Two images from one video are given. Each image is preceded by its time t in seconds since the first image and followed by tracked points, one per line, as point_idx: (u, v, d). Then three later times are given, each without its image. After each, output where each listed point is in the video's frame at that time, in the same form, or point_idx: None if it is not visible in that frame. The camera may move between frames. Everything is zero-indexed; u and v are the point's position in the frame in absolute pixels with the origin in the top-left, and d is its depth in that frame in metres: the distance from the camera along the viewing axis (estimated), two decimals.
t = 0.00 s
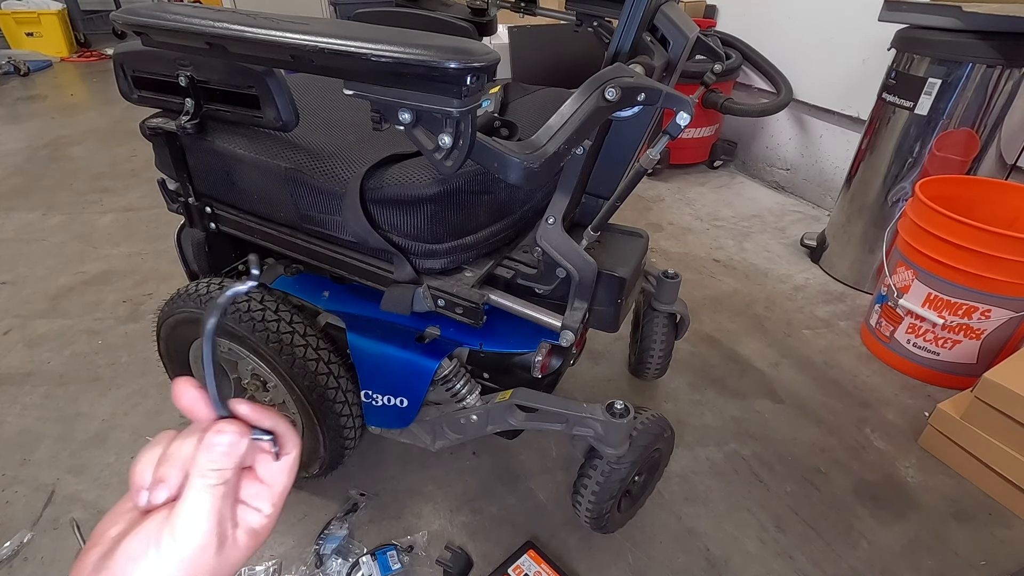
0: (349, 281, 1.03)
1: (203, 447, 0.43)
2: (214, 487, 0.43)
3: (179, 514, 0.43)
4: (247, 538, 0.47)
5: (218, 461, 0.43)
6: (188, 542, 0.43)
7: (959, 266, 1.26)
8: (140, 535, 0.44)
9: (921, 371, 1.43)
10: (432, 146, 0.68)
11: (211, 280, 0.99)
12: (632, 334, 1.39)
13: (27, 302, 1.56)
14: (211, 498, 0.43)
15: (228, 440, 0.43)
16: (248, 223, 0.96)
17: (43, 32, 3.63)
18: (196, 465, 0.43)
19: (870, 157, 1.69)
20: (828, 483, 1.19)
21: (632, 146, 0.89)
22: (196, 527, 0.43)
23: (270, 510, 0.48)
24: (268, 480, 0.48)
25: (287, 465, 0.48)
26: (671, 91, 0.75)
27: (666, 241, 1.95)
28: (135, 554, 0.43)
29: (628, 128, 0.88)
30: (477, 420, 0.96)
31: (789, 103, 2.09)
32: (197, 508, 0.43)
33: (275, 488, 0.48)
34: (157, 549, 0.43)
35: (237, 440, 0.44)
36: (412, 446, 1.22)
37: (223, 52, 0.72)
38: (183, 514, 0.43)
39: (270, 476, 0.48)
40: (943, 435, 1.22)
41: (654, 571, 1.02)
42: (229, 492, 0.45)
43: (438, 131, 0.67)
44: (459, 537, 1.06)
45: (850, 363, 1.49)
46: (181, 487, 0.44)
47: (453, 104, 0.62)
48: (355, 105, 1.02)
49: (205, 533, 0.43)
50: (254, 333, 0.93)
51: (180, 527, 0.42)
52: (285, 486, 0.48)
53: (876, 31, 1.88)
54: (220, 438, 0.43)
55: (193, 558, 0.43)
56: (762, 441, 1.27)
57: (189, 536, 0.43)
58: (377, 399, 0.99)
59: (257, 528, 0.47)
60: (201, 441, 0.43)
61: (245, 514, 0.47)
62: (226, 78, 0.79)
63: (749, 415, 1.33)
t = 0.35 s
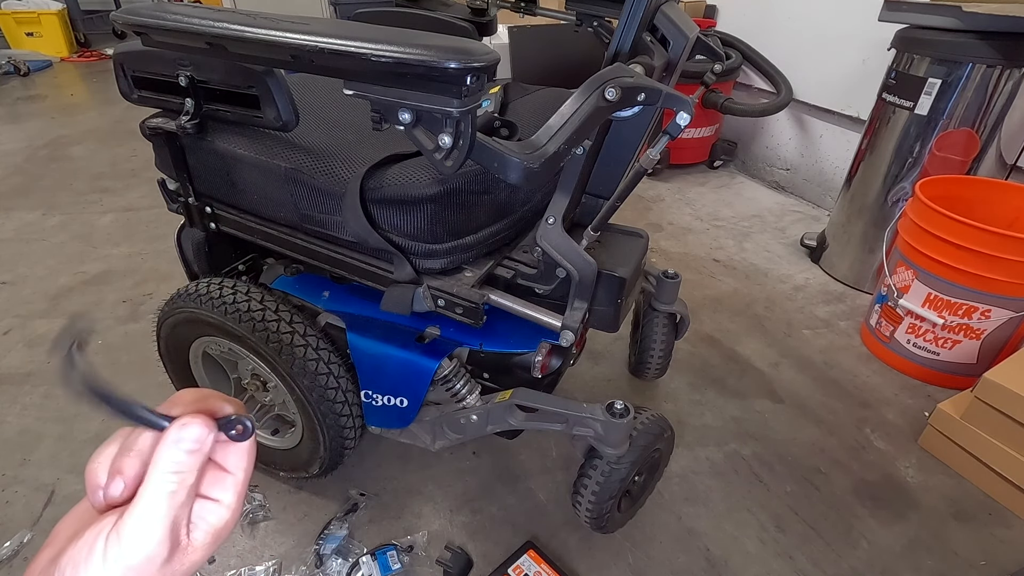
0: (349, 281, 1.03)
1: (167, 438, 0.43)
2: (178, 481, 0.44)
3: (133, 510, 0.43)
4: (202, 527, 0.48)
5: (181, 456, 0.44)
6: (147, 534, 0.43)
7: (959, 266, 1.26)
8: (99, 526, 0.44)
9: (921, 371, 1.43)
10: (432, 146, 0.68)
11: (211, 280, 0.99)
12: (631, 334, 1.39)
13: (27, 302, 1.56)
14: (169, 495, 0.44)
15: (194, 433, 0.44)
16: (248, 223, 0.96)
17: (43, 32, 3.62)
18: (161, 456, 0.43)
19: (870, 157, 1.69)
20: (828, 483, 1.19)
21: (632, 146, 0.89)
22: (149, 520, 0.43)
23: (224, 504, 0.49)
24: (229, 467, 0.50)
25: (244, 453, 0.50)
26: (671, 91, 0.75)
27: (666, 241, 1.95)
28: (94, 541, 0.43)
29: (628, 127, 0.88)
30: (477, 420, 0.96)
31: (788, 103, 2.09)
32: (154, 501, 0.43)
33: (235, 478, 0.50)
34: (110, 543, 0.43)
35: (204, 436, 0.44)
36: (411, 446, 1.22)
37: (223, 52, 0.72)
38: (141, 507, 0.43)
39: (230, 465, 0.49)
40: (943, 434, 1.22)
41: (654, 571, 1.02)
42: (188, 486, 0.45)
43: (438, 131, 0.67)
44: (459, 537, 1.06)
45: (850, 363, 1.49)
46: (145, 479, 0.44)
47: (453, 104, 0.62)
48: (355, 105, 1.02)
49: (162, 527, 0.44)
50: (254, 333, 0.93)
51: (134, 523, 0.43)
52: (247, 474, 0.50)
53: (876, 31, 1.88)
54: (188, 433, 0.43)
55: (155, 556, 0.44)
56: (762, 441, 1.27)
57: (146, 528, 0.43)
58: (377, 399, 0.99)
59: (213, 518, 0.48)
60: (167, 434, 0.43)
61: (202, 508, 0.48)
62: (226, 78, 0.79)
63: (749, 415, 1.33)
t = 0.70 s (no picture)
0: (349, 281, 1.03)
1: (186, 413, 0.46)
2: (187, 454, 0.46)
3: (139, 483, 0.44)
4: (209, 511, 0.48)
5: (194, 432, 0.46)
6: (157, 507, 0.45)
7: (959, 266, 1.26)
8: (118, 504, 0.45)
9: (921, 371, 1.43)
10: (432, 146, 0.68)
11: (211, 280, 0.99)
12: (632, 334, 1.39)
13: (27, 302, 1.56)
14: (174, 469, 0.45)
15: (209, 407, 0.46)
16: (248, 223, 0.96)
17: (43, 32, 3.62)
18: (178, 424, 0.46)
19: (870, 157, 1.69)
20: (828, 483, 1.19)
21: (631, 146, 0.89)
22: (153, 491, 0.44)
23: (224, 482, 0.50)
24: (233, 455, 0.52)
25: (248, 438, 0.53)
26: (671, 91, 0.75)
27: (666, 241, 1.95)
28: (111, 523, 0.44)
29: (628, 128, 0.88)
30: (477, 420, 0.96)
31: (788, 103, 2.09)
32: (159, 477, 0.45)
33: (241, 462, 0.52)
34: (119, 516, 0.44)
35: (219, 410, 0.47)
36: (412, 446, 1.22)
37: (223, 51, 0.72)
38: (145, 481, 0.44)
39: (237, 450, 0.52)
40: (942, 434, 1.22)
41: (654, 571, 1.02)
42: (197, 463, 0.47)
43: (438, 131, 0.67)
44: (459, 537, 1.06)
45: (850, 363, 1.49)
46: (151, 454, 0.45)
47: (453, 105, 0.62)
48: (355, 105, 1.02)
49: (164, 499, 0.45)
50: (254, 333, 0.93)
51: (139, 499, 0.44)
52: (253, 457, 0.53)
53: (876, 31, 1.88)
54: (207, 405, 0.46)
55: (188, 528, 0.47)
56: (762, 441, 1.27)
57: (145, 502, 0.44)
58: (377, 399, 0.99)
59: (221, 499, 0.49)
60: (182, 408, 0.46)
61: (214, 487, 0.49)
62: (226, 78, 0.79)
63: (749, 415, 1.33)
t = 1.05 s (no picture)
0: (349, 281, 1.03)
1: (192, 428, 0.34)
2: (194, 460, 0.33)
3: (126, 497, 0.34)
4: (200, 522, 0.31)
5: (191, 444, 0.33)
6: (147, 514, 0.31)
7: (959, 266, 1.26)
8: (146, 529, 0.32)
9: (921, 371, 1.43)
10: (432, 146, 0.68)
11: (212, 280, 0.99)
12: (632, 334, 1.39)
13: (27, 302, 1.56)
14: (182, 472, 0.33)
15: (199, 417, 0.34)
16: (248, 223, 0.97)
17: (43, 32, 3.62)
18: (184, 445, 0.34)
19: (870, 157, 1.69)
20: (828, 483, 1.19)
21: (632, 146, 0.89)
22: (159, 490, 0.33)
23: (226, 463, 0.32)
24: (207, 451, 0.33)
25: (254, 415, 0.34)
26: (671, 91, 0.75)
27: (666, 241, 1.95)
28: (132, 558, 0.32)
29: (628, 128, 0.88)
30: (477, 420, 0.96)
31: (788, 103, 2.09)
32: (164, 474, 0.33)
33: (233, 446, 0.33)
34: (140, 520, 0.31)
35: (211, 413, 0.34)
36: (412, 446, 1.22)
37: (223, 52, 0.72)
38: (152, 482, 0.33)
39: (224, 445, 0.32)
40: (942, 434, 1.22)
41: (654, 571, 1.02)
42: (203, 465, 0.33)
43: (438, 131, 0.67)
44: (459, 537, 1.06)
45: (850, 363, 1.49)
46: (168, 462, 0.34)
47: (453, 104, 0.62)
48: (355, 105, 1.02)
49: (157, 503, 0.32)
50: (254, 333, 0.93)
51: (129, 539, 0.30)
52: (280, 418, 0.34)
53: (876, 31, 1.88)
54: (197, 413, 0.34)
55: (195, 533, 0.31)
56: (763, 441, 1.27)
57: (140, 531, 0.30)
58: (377, 399, 0.99)
59: (231, 488, 0.32)
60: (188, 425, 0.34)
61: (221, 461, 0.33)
62: (226, 78, 0.79)
63: (749, 415, 1.33)
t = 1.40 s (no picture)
0: (349, 281, 1.03)
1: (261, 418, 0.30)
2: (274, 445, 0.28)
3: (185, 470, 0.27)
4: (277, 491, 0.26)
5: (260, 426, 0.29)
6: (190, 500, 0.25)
7: (959, 266, 1.26)
8: None
9: (920, 371, 1.43)
10: (432, 146, 0.68)
11: (211, 280, 0.99)
12: (632, 334, 1.39)
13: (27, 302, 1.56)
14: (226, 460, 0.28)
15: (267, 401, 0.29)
16: (248, 223, 0.96)
17: (44, 32, 3.62)
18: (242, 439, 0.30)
19: (870, 157, 1.69)
20: (828, 483, 1.19)
21: (632, 146, 0.89)
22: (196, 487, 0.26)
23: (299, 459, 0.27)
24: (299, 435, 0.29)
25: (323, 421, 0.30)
26: (671, 91, 0.75)
27: (666, 241, 1.95)
28: None
29: (629, 128, 0.88)
30: (477, 420, 0.96)
31: (788, 103, 2.08)
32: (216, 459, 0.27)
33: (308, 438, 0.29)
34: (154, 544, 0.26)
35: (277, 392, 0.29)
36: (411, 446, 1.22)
37: (223, 52, 0.72)
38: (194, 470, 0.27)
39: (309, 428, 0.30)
40: (943, 434, 1.22)
41: (654, 571, 1.02)
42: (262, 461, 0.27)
43: (438, 131, 0.67)
44: (459, 537, 1.06)
45: (850, 363, 1.49)
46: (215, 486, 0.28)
47: (453, 104, 0.62)
48: (355, 105, 1.02)
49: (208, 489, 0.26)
50: (254, 333, 0.93)
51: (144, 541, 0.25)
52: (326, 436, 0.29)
53: (876, 31, 1.88)
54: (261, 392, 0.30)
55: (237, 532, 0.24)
56: (762, 441, 1.27)
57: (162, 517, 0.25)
58: (377, 399, 0.99)
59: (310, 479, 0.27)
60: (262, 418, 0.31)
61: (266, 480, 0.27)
62: (227, 78, 0.79)
63: (749, 415, 1.33)
